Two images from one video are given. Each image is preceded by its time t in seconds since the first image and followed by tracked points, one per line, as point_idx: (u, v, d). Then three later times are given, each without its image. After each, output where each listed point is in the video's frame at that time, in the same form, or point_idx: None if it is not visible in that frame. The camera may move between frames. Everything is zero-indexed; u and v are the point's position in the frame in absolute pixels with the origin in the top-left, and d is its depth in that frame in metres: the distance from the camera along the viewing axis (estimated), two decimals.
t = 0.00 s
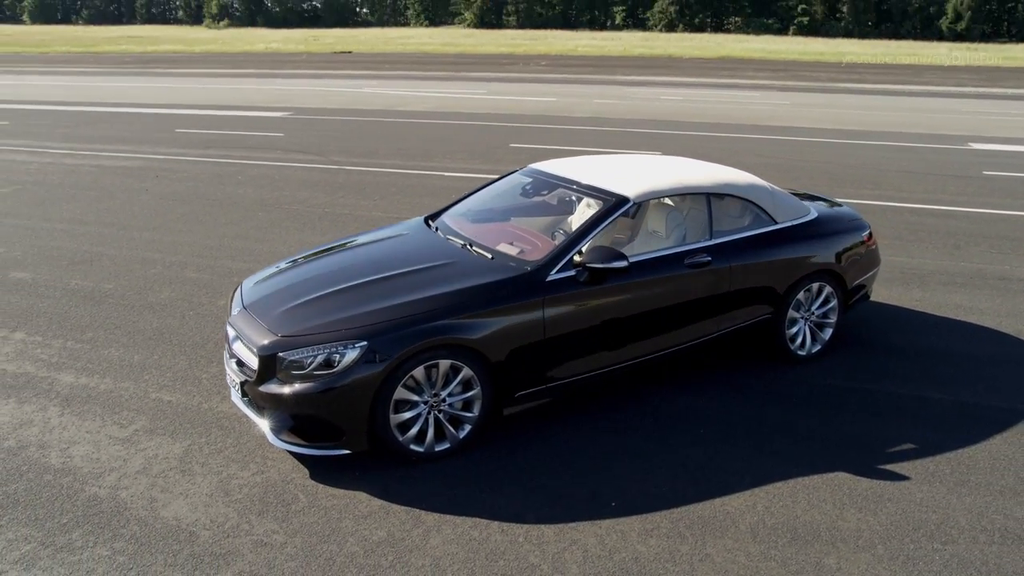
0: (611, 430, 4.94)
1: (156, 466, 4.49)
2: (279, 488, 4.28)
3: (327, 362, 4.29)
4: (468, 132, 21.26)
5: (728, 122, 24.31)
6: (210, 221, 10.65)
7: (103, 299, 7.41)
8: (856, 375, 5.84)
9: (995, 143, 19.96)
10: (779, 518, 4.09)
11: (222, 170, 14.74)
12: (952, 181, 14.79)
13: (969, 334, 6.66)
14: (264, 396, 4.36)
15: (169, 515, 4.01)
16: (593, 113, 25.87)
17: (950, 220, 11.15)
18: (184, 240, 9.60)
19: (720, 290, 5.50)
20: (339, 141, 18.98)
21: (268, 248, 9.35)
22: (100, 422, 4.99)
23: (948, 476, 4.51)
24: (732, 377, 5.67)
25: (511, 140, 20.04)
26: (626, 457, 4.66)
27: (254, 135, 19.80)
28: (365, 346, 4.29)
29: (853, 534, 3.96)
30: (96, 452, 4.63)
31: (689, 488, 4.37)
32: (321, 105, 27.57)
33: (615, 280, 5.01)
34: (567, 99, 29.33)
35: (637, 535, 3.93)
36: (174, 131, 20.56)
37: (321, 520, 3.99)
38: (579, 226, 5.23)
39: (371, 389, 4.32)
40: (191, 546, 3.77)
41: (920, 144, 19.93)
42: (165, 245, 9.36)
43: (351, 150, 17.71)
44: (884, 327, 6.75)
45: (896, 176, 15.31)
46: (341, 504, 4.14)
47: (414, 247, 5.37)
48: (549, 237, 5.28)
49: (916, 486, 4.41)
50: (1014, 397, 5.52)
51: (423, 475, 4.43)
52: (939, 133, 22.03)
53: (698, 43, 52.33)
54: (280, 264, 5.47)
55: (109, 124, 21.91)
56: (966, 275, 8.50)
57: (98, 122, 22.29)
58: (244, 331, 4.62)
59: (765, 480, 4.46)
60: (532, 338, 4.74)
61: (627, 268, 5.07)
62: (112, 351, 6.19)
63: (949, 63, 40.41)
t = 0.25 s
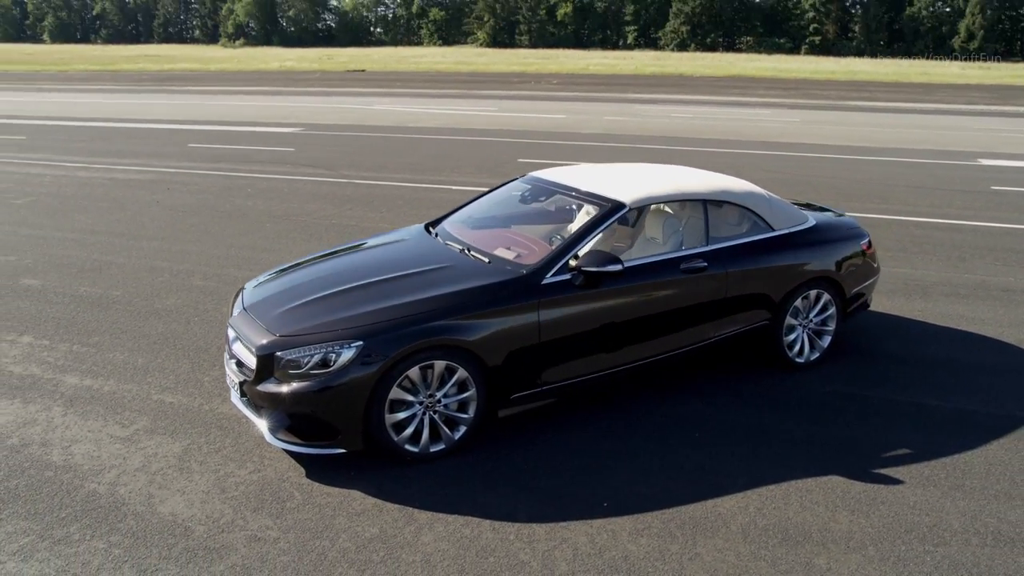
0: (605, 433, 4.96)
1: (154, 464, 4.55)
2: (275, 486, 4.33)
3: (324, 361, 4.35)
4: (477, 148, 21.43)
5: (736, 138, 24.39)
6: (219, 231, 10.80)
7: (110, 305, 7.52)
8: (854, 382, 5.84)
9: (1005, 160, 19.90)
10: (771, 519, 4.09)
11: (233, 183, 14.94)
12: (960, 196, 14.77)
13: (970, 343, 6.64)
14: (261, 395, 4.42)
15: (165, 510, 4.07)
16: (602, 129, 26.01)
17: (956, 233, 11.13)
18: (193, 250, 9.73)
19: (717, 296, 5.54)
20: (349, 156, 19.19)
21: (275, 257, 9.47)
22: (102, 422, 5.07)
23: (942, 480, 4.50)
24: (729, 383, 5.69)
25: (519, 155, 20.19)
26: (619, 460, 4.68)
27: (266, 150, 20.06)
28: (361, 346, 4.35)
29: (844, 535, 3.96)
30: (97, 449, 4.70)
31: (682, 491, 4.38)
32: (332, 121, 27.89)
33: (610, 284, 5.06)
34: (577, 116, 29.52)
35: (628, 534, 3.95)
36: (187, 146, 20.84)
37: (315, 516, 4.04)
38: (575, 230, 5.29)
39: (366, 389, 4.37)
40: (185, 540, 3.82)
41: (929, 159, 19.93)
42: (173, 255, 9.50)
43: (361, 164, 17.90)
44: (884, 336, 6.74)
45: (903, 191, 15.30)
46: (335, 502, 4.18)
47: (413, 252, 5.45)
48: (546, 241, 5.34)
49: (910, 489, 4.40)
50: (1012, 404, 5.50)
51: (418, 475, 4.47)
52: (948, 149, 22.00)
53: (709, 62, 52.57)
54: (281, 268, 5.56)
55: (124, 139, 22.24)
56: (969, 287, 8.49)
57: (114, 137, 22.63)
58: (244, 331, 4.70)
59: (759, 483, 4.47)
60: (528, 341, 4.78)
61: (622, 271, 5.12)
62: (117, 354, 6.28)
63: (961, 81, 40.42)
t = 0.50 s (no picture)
0: (601, 436, 4.99)
1: (154, 462, 4.61)
2: (272, 483, 4.37)
3: (322, 361, 4.41)
4: (485, 162, 21.60)
5: (743, 153, 24.45)
6: (227, 241, 10.93)
7: (118, 311, 7.63)
8: (853, 388, 5.84)
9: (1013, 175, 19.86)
10: (764, 519, 4.10)
11: (242, 195, 15.12)
12: (967, 210, 14.74)
13: (971, 351, 6.62)
14: (260, 394, 4.48)
15: (163, 506, 4.12)
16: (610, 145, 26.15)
17: (961, 246, 11.11)
18: (200, 259, 9.85)
19: (714, 301, 5.57)
20: (358, 170, 19.37)
21: (281, 266, 9.57)
22: (104, 422, 5.14)
23: (938, 484, 4.49)
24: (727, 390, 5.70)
25: (527, 169, 20.33)
26: (615, 462, 4.70)
27: (276, 163, 20.29)
28: (358, 346, 4.41)
29: (838, 536, 3.96)
30: (99, 448, 4.77)
31: (676, 492, 4.39)
32: (343, 136, 28.18)
33: (607, 287, 5.10)
34: (585, 132, 29.69)
35: (620, 533, 3.97)
36: (198, 160, 21.09)
37: (310, 513, 4.08)
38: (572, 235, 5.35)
39: (363, 388, 4.42)
40: (182, 535, 3.87)
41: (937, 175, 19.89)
42: (181, 263, 9.62)
43: (369, 178, 18.07)
44: (884, 344, 6.74)
45: (910, 205, 15.28)
46: (331, 500, 4.22)
47: (413, 256, 5.52)
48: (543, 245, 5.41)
49: (905, 492, 4.40)
50: (1012, 411, 5.48)
51: (414, 475, 4.51)
52: (957, 165, 21.97)
53: (718, 80, 52.81)
54: (283, 272, 5.64)
55: (137, 153, 22.56)
56: (973, 297, 8.47)
57: (128, 152, 22.96)
58: (244, 332, 4.77)
59: (753, 485, 4.48)
60: (524, 343, 4.83)
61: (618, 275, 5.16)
62: (122, 357, 6.37)
63: (970, 99, 40.41)
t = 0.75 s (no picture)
0: (598, 439, 5.03)
1: (155, 460, 4.67)
2: (270, 481, 4.43)
3: (320, 360, 4.48)
4: (493, 178, 21.74)
5: (750, 170, 24.50)
6: (235, 252, 11.06)
7: (125, 318, 7.73)
8: (851, 394, 5.85)
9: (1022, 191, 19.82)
10: (758, 519, 4.12)
11: (251, 208, 15.29)
12: (974, 224, 14.72)
13: (971, 360, 6.62)
14: (260, 393, 4.55)
15: (162, 502, 4.18)
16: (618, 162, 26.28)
17: (966, 259, 11.10)
18: (208, 269, 9.97)
19: (712, 306, 5.61)
20: (366, 185, 19.55)
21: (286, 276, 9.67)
22: (108, 422, 5.22)
23: (934, 486, 4.50)
24: (724, 396, 5.73)
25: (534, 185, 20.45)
26: (610, 464, 4.74)
27: (285, 178, 20.50)
28: (356, 346, 4.47)
29: (831, 536, 3.97)
30: (101, 447, 4.84)
31: (670, 493, 4.42)
32: (353, 153, 28.45)
33: (604, 290, 5.15)
34: (593, 149, 29.85)
35: (613, 531, 4.00)
36: (210, 174, 21.35)
37: (307, 510, 4.13)
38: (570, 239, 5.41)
39: (361, 388, 4.49)
40: (180, 529, 3.93)
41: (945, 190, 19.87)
42: (189, 273, 9.74)
43: (377, 192, 18.23)
44: (884, 352, 6.74)
45: (916, 219, 15.28)
46: (328, 497, 4.27)
47: (413, 260, 5.60)
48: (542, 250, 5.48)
49: (900, 494, 4.40)
50: (1010, 417, 5.48)
51: (411, 475, 4.56)
52: (965, 181, 21.94)
53: (727, 99, 53.04)
54: (285, 277, 5.72)
55: (150, 168, 22.87)
56: (976, 308, 8.46)
57: (141, 166, 23.28)
58: (245, 333, 4.84)
59: (748, 486, 4.49)
60: (521, 345, 4.88)
61: (615, 278, 5.22)
62: (127, 361, 6.46)
63: (980, 117, 40.40)
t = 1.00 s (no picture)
0: (592, 442, 5.07)
1: (155, 460, 4.74)
2: (267, 480, 4.49)
3: (317, 360, 4.55)
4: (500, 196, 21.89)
5: (756, 188, 24.59)
6: (242, 265, 11.20)
7: (131, 326, 7.85)
8: (847, 401, 5.87)
9: None
10: (749, 519, 4.14)
11: (260, 224, 15.48)
12: (979, 241, 14.71)
13: (970, 369, 6.62)
14: (259, 393, 4.62)
15: (160, 498, 4.24)
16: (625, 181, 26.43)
17: (969, 273, 11.10)
18: (214, 280, 10.11)
19: (708, 312, 5.67)
20: (374, 202, 19.74)
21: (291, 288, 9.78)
22: (110, 424, 5.30)
23: (927, 489, 4.51)
24: (720, 402, 5.76)
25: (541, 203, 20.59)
26: (603, 465, 4.78)
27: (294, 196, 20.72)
28: (352, 347, 4.55)
29: (820, 536, 3.98)
30: (103, 446, 4.91)
31: (663, 494, 4.45)
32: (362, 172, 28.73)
33: (599, 295, 5.21)
34: (600, 168, 30.03)
35: (604, 529, 4.03)
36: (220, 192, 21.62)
37: (302, 507, 4.19)
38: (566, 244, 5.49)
39: (358, 388, 4.56)
40: (176, 524, 3.99)
41: (952, 209, 19.87)
42: (195, 284, 9.87)
43: (384, 210, 18.40)
44: (882, 360, 6.76)
45: (922, 236, 15.28)
46: (324, 495, 4.33)
47: (412, 267, 5.68)
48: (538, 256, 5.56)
49: (893, 496, 4.41)
50: (1007, 424, 5.48)
51: (406, 475, 4.62)
52: (972, 199, 21.93)
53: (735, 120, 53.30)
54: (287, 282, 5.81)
55: (162, 186, 23.18)
56: (978, 319, 8.46)
57: (153, 184, 23.59)
58: (245, 335, 4.92)
59: (741, 488, 4.52)
60: (517, 347, 4.94)
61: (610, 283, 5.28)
62: (132, 367, 6.55)
63: (988, 138, 40.42)
